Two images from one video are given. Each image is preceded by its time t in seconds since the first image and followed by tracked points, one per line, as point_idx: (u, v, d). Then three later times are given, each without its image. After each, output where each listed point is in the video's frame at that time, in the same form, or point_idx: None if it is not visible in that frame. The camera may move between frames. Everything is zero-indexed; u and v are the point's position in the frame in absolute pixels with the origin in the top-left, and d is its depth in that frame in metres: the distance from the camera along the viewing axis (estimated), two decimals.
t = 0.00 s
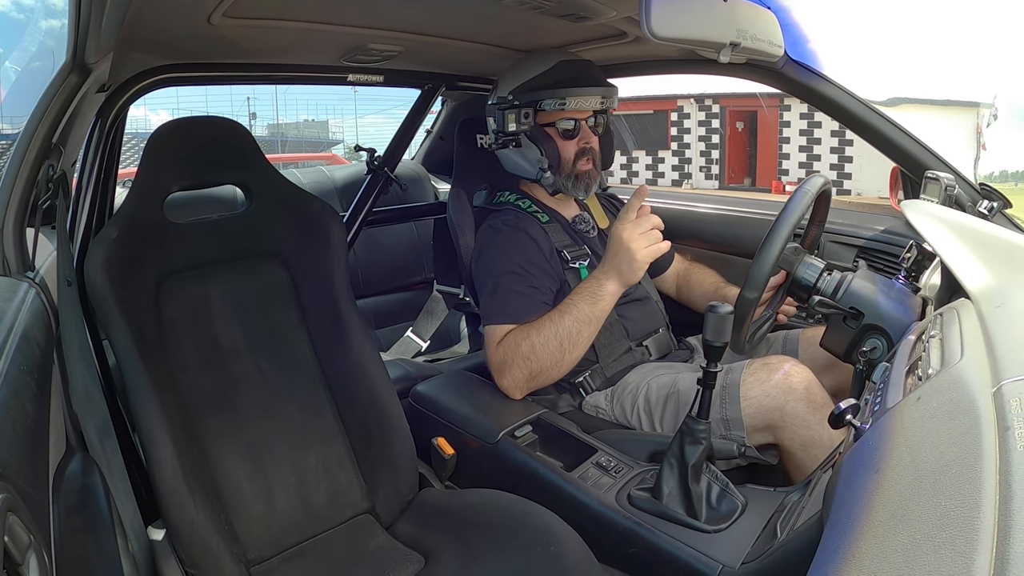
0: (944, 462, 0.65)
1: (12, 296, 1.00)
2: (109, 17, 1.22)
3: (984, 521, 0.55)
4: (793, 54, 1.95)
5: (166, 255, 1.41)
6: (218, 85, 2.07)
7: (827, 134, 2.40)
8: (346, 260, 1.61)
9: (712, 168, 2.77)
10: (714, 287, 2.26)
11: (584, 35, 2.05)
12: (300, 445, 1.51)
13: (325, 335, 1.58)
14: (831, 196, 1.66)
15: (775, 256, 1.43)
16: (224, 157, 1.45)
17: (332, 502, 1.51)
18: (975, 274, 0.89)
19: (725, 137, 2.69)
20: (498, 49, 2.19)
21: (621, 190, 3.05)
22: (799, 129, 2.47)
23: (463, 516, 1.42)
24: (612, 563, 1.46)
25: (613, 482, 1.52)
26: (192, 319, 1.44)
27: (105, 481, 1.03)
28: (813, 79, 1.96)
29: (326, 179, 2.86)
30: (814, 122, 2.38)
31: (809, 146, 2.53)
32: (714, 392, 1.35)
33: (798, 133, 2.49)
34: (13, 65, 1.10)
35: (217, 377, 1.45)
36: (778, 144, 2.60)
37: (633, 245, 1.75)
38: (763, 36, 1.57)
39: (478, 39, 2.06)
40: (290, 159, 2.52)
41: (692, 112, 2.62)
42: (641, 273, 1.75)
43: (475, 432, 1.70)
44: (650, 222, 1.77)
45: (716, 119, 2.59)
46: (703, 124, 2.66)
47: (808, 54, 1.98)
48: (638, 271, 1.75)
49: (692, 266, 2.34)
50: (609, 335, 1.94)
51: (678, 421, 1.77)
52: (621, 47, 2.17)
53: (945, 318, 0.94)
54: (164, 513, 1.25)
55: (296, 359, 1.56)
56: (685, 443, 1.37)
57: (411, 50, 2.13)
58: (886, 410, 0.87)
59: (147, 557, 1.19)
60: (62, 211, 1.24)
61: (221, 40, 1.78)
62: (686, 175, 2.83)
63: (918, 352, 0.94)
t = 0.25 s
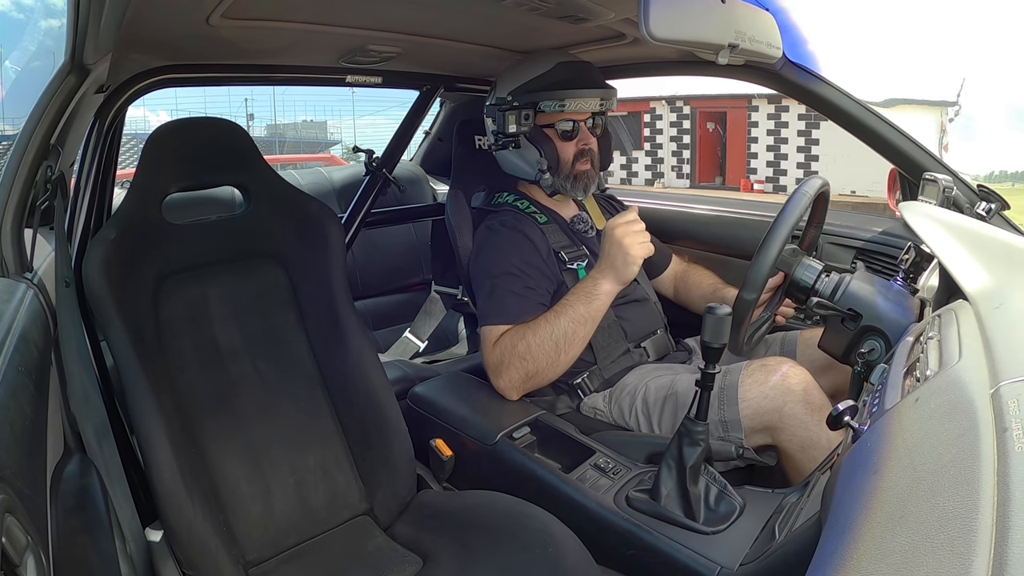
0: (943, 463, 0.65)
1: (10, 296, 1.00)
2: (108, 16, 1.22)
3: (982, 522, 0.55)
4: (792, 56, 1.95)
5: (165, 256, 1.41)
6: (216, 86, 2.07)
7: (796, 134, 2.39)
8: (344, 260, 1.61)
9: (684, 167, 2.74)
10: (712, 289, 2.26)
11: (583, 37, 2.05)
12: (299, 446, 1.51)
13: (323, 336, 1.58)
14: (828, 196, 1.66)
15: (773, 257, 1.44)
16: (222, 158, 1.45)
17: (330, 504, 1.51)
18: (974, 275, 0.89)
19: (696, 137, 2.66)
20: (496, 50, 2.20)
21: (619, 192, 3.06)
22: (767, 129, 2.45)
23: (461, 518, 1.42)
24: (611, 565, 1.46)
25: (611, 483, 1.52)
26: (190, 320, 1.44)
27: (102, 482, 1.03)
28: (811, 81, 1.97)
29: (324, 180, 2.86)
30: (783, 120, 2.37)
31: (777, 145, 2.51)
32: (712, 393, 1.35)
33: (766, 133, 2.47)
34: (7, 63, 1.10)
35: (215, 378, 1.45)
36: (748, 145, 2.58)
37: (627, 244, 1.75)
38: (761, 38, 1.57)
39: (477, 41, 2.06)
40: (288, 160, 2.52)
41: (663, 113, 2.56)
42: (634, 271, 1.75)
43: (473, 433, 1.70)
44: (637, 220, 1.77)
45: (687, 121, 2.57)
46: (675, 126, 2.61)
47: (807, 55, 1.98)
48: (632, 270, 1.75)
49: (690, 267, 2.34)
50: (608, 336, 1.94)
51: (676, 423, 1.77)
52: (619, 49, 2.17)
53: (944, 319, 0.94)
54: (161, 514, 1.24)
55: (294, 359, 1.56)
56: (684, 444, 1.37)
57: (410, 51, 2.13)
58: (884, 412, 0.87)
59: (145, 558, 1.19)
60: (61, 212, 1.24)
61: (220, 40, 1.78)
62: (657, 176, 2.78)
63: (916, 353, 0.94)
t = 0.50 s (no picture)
0: (941, 463, 0.65)
1: (7, 295, 1.00)
2: (106, 14, 1.21)
3: (980, 522, 0.55)
4: (790, 56, 1.95)
5: (162, 255, 1.41)
6: (214, 85, 2.07)
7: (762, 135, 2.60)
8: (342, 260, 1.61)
9: (657, 166, 2.84)
10: (710, 288, 2.26)
11: (582, 37, 2.05)
12: (297, 445, 1.51)
13: (320, 335, 1.58)
14: (825, 196, 1.66)
15: (773, 254, 1.44)
16: (220, 157, 1.45)
17: (328, 503, 1.50)
18: (971, 275, 0.90)
19: (667, 136, 2.78)
20: (495, 50, 2.19)
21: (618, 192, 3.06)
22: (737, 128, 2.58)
23: (460, 518, 1.42)
24: (610, 565, 1.46)
25: (609, 483, 1.52)
26: (188, 320, 1.44)
27: (100, 481, 1.02)
28: (809, 81, 1.97)
29: (322, 179, 2.86)
30: (751, 119, 2.57)
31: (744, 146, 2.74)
32: (710, 393, 1.35)
33: (735, 131, 2.66)
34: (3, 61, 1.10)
35: (213, 377, 1.45)
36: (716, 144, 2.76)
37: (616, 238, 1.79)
38: (760, 38, 1.58)
39: (476, 40, 2.06)
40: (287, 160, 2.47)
41: (637, 113, 2.73)
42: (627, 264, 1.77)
43: (471, 433, 1.70)
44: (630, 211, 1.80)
45: (660, 121, 2.71)
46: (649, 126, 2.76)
47: (806, 56, 1.98)
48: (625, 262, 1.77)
49: (688, 267, 2.35)
50: (606, 336, 1.95)
51: (674, 422, 1.77)
52: (618, 48, 2.17)
53: (942, 319, 0.94)
54: (159, 513, 1.24)
55: (292, 358, 1.56)
56: (681, 444, 1.37)
57: (409, 50, 2.12)
58: (881, 412, 0.87)
59: (142, 557, 1.19)
60: (59, 211, 1.24)
61: (219, 39, 1.78)
62: (633, 173, 2.92)
63: (914, 353, 0.94)
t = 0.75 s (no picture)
0: (939, 464, 0.65)
1: (6, 295, 1.00)
2: (105, 14, 1.21)
3: (978, 522, 0.55)
4: (789, 56, 1.96)
5: (161, 255, 1.41)
6: (213, 84, 2.07)
7: (733, 134, 2.57)
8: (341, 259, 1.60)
9: (631, 166, 2.75)
10: (709, 288, 2.26)
11: (581, 36, 2.05)
12: (295, 445, 1.51)
13: (319, 335, 1.58)
14: (824, 196, 1.66)
15: (771, 256, 1.44)
16: (219, 156, 1.45)
17: (326, 503, 1.50)
18: (970, 276, 0.90)
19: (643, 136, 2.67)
20: (494, 50, 2.19)
21: (617, 192, 3.06)
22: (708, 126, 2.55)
23: (458, 517, 1.42)
24: (609, 565, 1.46)
25: (608, 483, 1.52)
26: (186, 319, 1.43)
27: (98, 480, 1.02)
28: (808, 81, 1.97)
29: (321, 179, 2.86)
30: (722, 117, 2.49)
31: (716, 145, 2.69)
32: (708, 393, 1.36)
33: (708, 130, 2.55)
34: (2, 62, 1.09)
35: (212, 377, 1.44)
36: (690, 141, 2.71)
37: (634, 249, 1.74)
38: (759, 38, 1.58)
39: (475, 40, 2.06)
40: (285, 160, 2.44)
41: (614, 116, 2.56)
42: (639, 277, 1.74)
43: (470, 433, 1.70)
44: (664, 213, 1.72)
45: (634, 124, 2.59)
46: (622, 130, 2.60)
47: (805, 56, 1.98)
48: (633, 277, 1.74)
49: (687, 267, 2.34)
50: (604, 335, 1.95)
51: (673, 422, 1.77)
52: (618, 48, 2.17)
53: (940, 319, 0.94)
54: (157, 512, 1.24)
55: (291, 358, 1.56)
56: (680, 443, 1.38)
57: (408, 50, 2.12)
58: (879, 412, 0.87)
59: (141, 557, 1.19)
60: (57, 211, 1.24)
61: (218, 38, 1.78)
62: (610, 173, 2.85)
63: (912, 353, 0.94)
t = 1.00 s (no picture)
0: (937, 467, 0.65)
1: (5, 295, 1.00)
2: (104, 14, 1.21)
3: (976, 524, 0.55)
4: (788, 59, 1.96)
5: (160, 256, 1.41)
6: (213, 85, 2.07)
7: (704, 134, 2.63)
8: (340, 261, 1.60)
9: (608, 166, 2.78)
10: (707, 290, 2.26)
11: (580, 39, 2.05)
12: (293, 446, 1.50)
13: (317, 337, 1.58)
14: (823, 199, 1.66)
15: (768, 260, 1.45)
16: (219, 157, 1.45)
17: (324, 504, 1.50)
18: (968, 279, 0.90)
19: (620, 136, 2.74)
20: (494, 52, 2.20)
21: (615, 194, 3.06)
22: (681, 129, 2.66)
23: (456, 519, 1.42)
24: (607, 567, 1.46)
25: (606, 485, 1.52)
26: (185, 320, 1.43)
27: (97, 481, 1.02)
28: (808, 84, 1.97)
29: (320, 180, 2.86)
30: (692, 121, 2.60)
31: (687, 146, 2.72)
32: (707, 395, 1.36)
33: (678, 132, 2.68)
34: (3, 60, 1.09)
35: (210, 379, 1.44)
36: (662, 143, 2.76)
37: (634, 256, 1.69)
38: (757, 41, 1.58)
39: (475, 42, 2.07)
40: (284, 160, 2.41)
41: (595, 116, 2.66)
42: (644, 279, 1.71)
43: (468, 435, 1.70)
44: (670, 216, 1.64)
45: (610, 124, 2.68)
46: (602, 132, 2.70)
47: (802, 59, 1.99)
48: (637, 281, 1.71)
49: (686, 270, 2.34)
50: (603, 337, 1.95)
51: (671, 425, 1.77)
52: (617, 51, 2.17)
53: (939, 322, 0.94)
54: (155, 514, 1.24)
55: (289, 359, 1.56)
56: (678, 446, 1.37)
57: (408, 52, 2.13)
58: (878, 415, 0.87)
59: (139, 558, 1.19)
60: (56, 211, 1.24)
61: (217, 39, 1.78)
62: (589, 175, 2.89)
63: (911, 356, 0.94)
